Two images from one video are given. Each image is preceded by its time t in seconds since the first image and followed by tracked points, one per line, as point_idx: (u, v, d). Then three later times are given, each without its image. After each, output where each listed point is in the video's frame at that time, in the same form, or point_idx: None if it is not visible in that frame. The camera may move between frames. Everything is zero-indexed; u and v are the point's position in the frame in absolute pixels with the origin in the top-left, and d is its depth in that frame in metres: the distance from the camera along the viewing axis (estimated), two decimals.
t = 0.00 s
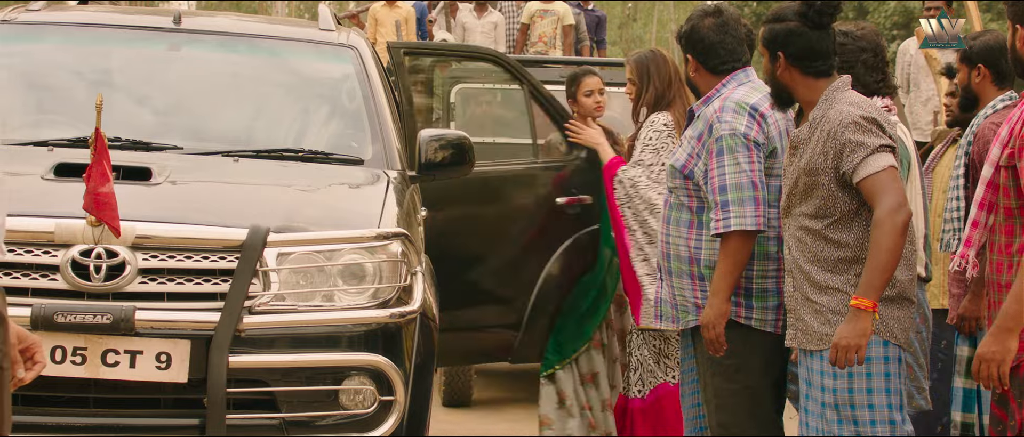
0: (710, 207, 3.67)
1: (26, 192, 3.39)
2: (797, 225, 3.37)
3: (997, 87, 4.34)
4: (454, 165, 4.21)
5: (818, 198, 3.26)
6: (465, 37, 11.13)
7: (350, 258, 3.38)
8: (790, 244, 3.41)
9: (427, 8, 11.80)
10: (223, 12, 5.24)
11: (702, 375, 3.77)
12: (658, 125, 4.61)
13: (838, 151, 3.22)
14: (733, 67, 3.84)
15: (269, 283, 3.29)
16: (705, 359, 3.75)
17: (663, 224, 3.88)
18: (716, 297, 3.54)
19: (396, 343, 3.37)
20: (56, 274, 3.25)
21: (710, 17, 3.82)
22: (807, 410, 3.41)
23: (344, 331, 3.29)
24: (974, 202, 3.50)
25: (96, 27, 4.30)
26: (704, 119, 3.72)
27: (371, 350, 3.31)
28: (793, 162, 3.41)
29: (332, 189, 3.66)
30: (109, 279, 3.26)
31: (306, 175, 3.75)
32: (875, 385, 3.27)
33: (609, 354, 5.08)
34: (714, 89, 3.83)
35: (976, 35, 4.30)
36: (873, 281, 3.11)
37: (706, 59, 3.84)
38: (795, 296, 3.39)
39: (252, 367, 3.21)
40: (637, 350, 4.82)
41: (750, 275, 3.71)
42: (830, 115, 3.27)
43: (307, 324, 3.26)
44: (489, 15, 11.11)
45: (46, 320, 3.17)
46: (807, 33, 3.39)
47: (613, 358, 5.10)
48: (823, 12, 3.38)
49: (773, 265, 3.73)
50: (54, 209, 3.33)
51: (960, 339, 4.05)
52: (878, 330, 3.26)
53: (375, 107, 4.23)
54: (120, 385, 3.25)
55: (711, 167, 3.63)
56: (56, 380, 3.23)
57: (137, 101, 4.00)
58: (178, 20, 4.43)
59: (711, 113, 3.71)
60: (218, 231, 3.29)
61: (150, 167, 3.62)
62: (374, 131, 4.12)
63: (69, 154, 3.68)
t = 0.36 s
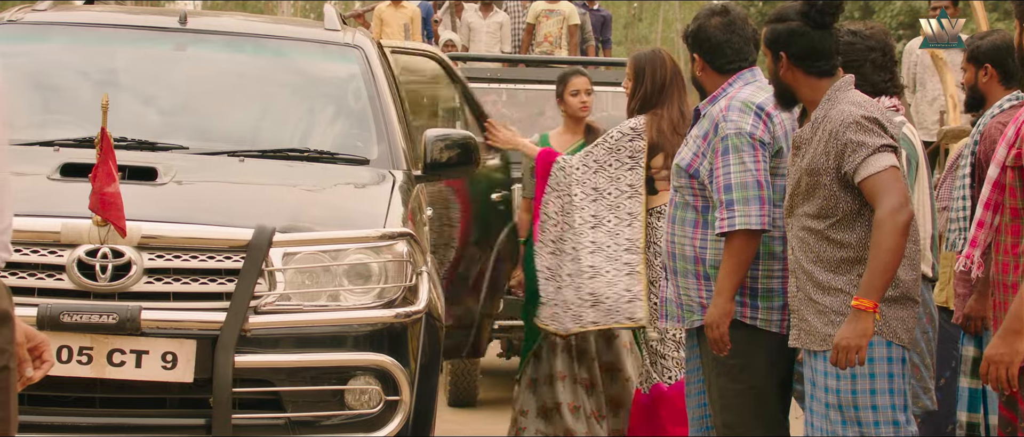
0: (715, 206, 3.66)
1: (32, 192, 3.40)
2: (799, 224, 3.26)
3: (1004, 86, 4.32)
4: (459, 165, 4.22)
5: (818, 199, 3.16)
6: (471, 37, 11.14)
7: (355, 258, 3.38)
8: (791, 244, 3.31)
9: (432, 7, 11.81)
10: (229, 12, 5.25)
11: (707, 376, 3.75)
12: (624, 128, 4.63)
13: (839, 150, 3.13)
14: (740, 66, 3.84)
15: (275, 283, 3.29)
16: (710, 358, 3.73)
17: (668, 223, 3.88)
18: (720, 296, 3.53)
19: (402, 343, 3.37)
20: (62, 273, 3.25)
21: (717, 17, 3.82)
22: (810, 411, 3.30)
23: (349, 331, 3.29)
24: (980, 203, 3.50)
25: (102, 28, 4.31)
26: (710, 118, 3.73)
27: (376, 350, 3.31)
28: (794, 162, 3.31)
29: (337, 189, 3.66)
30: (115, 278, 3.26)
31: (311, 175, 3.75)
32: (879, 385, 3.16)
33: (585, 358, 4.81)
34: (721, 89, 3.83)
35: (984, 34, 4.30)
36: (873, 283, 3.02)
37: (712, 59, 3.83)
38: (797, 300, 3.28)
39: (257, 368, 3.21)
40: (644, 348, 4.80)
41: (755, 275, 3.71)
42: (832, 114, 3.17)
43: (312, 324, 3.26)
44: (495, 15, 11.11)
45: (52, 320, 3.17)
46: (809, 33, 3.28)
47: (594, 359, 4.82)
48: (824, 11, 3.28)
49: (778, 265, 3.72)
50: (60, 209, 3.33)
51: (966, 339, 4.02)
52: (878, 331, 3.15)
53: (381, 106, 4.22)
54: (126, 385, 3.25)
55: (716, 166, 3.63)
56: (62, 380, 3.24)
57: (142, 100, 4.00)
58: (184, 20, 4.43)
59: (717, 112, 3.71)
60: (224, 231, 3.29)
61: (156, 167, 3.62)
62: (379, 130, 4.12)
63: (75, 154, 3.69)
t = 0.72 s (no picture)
0: (718, 205, 3.66)
1: (35, 191, 3.40)
2: (800, 224, 3.26)
3: (1007, 85, 4.32)
4: (461, 163, 4.21)
5: (820, 198, 3.16)
6: (473, 36, 11.13)
7: (358, 257, 3.38)
8: (792, 243, 3.30)
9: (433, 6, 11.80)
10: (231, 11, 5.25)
11: (709, 375, 3.74)
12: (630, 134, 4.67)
13: (840, 150, 3.13)
14: (743, 65, 3.85)
15: (278, 282, 3.29)
16: (712, 357, 3.72)
17: (670, 222, 3.88)
18: (722, 295, 3.52)
19: (404, 342, 3.37)
20: (64, 273, 3.25)
21: (721, 15, 3.81)
22: (810, 410, 3.29)
23: (352, 330, 3.29)
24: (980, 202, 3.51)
25: (104, 27, 4.31)
26: (712, 116, 3.72)
27: (378, 349, 3.31)
28: (795, 162, 3.31)
29: (340, 188, 3.66)
30: (118, 278, 3.26)
31: (314, 174, 3.75)
32: (879, 385, 3.16)
33: (551, 357, 5.04)
34: (723, 88, 3.83)
35: (987, 33, 4.30)
36: (875, 283, 3.02)
37: (715, 57, 3.84)
38: (799, 299, 3.27)
39: (260, 367, 3.21)
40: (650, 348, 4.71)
41: (757, 275, 3.71)
42: (833, 114, 3.17)
43: (315, 323, 3.26)
44: (497, 14, 11.10)
45: (54, 319, 3.17)
46: (809, 32, 3.27)
47: (560, 357, 5.04)
48: (825, 10, 3.27)
49: (780, 264, 3.73)
50: (62, 208, 3.34)
51: (968, 338, 4.01)
52: (879, 331, 3.14)
53: (383, 106, 4.22)
54: (129, 384, 3.25)
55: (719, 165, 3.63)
56: (64, 379, 3.24)
57: (144, 99, 4.01)
58: (186, 19, 4.43)
59: (720, 111, 3.70)
60: (226, 230, 3.29)
61: (158, 166, 3.62)
62: (381, 130, 4.12)
63: (77, 154, 3.69)
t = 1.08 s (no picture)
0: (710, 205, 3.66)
1: (26, 190, 3.39)
2: (790, 223, 3.26)
3: (999, 84, 4.32)
4: (453, 161, 4.21)
5: (809, 198, 3.16)
6: (464, 35, 11.13)
7: (350, 255, 3.38)
8: (782, 243, 3.30)
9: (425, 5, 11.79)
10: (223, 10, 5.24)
11: (701, 374, 3.74)
12: (647, 129, 4.48)
13: (829, 149, 3.13)
14: (734, 64, 3.85)
15: (270, 281, 3.29)
16: (705, 356, 3.72)
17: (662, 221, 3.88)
18: (715, 295, 3.52)
19: (396, 340, 3.37)
20: (56, 271, 3.24)
21: (712, 14, 3.82)
22: (802, 409, 3.30)
23: (344, 328, 3.29)
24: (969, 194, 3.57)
25: (96, 25, 4.30)
26: (705, 116, 3.73)
27: (370, 348, 3.31)
28: (784, 162, 3.31)
29: (332, 187, 3.66)
30: (109, 276, 3.26)
31: (305, 173, 3.75)
32: (869, 384, 3.16)
33: (524, 353, 5.15)
34: (715, 87, 3.83)
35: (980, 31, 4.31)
36: (864, 282, 3.03)
37: (706, 56, 3.85)
38: (789, 298, 3.28)
39: (253, 365, 3.21)
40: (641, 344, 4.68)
41: (749, 274, 3.70)
42: (821, 114, 3.17)
43: (307, 321, 3.26)
44: (489, 13, 11.09)
45: (46, 318, 3.16)
46: (797, 32, 3.27)
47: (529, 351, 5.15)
48: (813, 10, 3.26)
49: (772, 263, 3.72)
50: (54, 207, 3.33)
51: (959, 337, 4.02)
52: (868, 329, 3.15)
53: (375, 105, 4.22)
54: (121, 383, 3.25)
55: (711, 165, 3.64)
56: (56, 378, 3.23)
57: (135, 97, 4.00)
58: (177, 18, 4.43)
59: (712, 110, 3.71)
60: (218, 229, 3.29)
61: (149, 165, 3.62)
62: (373, 129, 4.12)
63: (68, 152, 3.68)
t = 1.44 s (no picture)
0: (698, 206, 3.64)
1: (9, 190, 3.36)
2: (776, 224, 3.24)
3: (988, 84, 4.31)
4: (440, 161, 4.19)
5: (796, 198, 3.14)
6: (452, 34, 11.11)
7: (336, 256, 3.35)
8: (769, 244, 3.28)
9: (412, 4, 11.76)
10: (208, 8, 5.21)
11: (689, 376, 3.73)
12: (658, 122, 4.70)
13: (816, 149, 3.11)
14: (720, 63, 3.84)
15: (255, 282, 3.26)
16: (693, 357, 3.70)
17: (649, 221, 3.86)
18: (703, 297, 3.50)
19: (382, 341, 3.34)
20: (38, 272, 3.21)
21: (698, 14, 3.80)
22: (789, 410, 3.28)
23: (330, 329, 3.26)
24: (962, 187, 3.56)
25: (80, 24, 4.27)
26: (691, 116, 3.71)
27: (357, 349, 3.29)
28: (771, 162, 3.29)
29: (317, 187, 3.64)
30: (92, 277, 3.23)
31: (290, 172, 3.72)
32: (855, 384, 3.14)
33: (504, 361, 5.22)
34: (701, 87, 3.82)
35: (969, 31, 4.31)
36: (851, 282, 3.01)
37: (693, 56, 3.83)
38: (776, 299, 3.26)
39: (237, 366, 3.19)
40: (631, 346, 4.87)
41: (736, 274, 3.69)
42: (808, 113, 3.15)
43: (293, 322, 3.23)
44: (476, 12, 11.05)
45: (28, 319, 3.14)
46: (782, 32, 3.25)
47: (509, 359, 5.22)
48: (798, 10, 3.25)
49: (759, 264, 3.72)
50: (36, 207, 3.30)
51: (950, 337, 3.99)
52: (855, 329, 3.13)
53: (360, 103, 4.20)
54: (104, 384, 3.22)
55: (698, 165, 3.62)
56: (38, 380, 3.20)
57: (119, 96, 3.97)
58: (161, 17, 4.40)
59: (699, 110, 3.69)
60: (202, 229, 3.26)
61: (134, 165, 3.59)
62: (358, 127, 4.09)
63: (52, 152, 3.65)
